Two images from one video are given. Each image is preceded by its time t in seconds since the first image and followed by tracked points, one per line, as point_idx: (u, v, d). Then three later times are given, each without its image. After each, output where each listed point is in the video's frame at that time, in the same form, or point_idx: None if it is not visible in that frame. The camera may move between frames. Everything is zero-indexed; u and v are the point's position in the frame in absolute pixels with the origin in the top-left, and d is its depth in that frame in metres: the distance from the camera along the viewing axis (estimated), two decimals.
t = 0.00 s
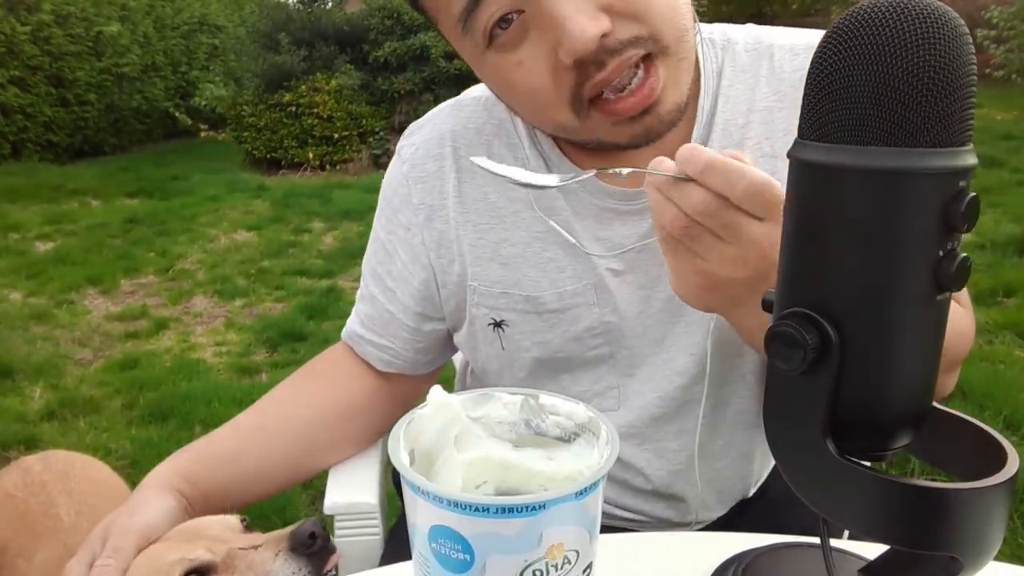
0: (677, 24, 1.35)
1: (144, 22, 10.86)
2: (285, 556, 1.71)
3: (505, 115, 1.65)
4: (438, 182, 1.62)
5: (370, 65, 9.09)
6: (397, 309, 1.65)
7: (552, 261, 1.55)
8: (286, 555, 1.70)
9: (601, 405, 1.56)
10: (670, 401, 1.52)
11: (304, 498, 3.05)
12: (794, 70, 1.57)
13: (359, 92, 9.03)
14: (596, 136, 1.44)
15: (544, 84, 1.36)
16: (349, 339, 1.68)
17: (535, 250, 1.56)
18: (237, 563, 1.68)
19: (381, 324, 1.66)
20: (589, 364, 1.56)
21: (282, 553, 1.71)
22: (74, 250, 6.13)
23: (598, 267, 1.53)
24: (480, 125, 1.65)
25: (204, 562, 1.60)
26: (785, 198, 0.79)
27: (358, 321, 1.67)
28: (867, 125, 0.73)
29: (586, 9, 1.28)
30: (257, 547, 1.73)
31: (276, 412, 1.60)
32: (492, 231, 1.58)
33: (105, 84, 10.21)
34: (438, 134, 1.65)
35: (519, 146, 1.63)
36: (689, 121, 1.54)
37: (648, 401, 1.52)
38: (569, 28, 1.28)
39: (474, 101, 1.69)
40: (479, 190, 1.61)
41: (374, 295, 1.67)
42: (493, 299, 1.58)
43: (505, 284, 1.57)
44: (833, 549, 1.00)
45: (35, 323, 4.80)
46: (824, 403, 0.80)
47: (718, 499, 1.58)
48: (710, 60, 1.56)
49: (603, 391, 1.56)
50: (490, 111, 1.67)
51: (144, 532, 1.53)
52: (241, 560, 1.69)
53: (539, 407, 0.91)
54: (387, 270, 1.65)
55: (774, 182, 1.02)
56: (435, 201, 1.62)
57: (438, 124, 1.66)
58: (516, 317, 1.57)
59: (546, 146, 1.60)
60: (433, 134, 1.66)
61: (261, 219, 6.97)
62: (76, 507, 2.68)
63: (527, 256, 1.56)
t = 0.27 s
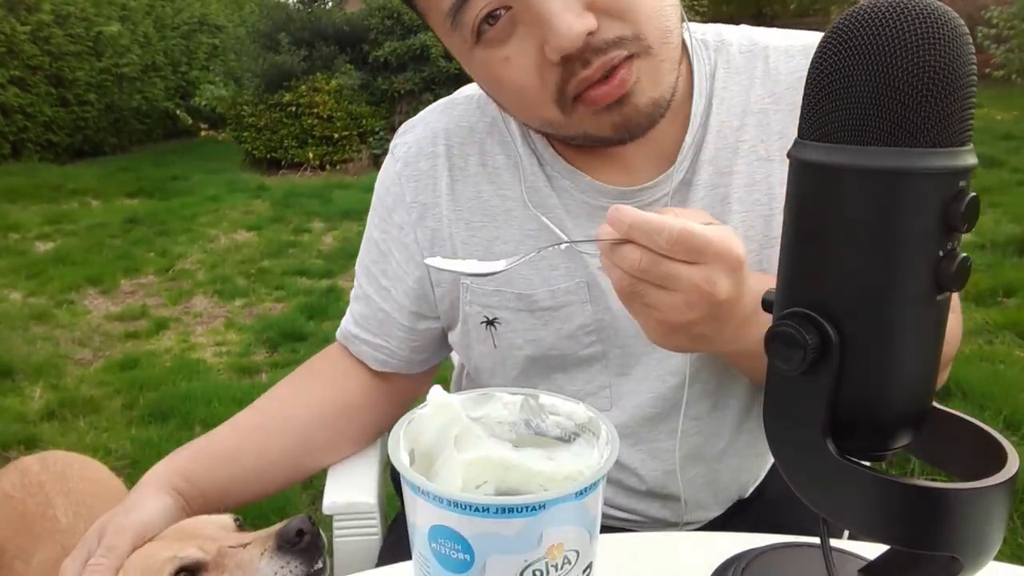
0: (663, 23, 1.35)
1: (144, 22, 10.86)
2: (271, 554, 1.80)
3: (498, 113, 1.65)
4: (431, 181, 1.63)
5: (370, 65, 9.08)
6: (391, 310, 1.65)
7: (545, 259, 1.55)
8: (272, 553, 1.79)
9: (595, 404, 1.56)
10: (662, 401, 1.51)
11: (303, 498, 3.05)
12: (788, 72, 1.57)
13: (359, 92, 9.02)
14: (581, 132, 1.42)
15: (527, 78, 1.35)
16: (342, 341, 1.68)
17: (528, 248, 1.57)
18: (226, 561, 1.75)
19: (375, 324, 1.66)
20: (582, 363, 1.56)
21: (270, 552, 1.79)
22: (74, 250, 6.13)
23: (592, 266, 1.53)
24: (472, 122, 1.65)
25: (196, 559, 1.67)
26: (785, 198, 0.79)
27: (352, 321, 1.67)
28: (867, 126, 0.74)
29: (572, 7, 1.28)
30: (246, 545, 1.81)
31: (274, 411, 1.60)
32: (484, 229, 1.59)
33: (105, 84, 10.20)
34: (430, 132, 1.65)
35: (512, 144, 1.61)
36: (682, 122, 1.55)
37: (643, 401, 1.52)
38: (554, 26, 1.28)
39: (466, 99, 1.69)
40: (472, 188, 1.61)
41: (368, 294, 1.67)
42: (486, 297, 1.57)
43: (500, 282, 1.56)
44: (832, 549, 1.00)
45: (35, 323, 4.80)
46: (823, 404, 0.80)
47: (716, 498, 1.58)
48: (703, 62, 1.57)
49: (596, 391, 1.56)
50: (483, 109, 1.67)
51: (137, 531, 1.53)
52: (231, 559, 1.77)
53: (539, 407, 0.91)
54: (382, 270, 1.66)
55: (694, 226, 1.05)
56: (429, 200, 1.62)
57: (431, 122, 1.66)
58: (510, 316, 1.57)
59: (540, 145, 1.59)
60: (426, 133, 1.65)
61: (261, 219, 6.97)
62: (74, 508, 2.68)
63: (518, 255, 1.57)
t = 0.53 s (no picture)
0: (658, 28, 1.35)
1: (144, 22, 10.86)
2: (272, 548, 1.81)
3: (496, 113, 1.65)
4: (429, 180, 1.63)
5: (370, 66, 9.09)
6: (390, 309, 1.65)
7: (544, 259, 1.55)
8: (274, 548, 1.80)
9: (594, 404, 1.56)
10: (660, 399, 1.51)
11: (303, 498, 3.06)
12: (782, 73, 1.57)
13: (359, 92, 9.03)
14: (573, 136, 1.43)
15: (519, 82, 1.35)
16: (341, 341, 1.68)
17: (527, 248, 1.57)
18: (228, 554, 1.76)
19: (374, 324, 1.65)
20: (580, 363, 1.56)
21: (271, 546, 1.81)
22: (74, 251, 6.13)
23: (588, 267, 1.53)
24: (471, 122, 1.65)
25: (197, 553, 1.68)
26: (785, 198, 0.79)
27: (351, 321, 1.67)
28: (867, 126, 0.74)
29: (563, 13, 1.28)
30: (248, 538, 1.82)
31: (275, 411, 1.60)
32: (484, 229, 1.59)
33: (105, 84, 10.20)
34: (429, 132, 1.65)
35: (510, 144, 1.61)
36: (677, 123, 1.55)
37: (641, 400, 1.52)
38: (546, 33, 1.28)
39: (464, 99, 1.69)
40: (471, 188, 1.61)
41: (367, 294, 1.67)
42: (487, 297, 1.57)
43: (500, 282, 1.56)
44: (832, 549, 1.00)
45: (35, 324, 4.80)
46: (823, 404, 0.80)
47: (715, 496, 1.58)
48: (697, 64, 1.58)
49: (596, 390, 1.56)
50: (481, 109, 1.67)
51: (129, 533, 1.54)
52: (233, 552, 1.78)
53: (539, 407, 0.91)
54: (381, 270, 1.65)
55: (693, 240, 1.04)
56: (427, 200, 1.62)
57: (429, 122, 1.67)
58: (509, 316, 1.57)
59: (537, 145, 1.59)
60: (425, 133, 1.66)
61: (261, 219, 6.98)
62: (73, 509, 2.69)
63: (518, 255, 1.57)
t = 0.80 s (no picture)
0: (659, 32, 1.34)
1: (144, 22, 10.86)
2: (270, 551, 1.80)
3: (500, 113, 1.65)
4: (432, 180, 1.63)
5: (370, 65, 9.09)
6: (392, 308, 1.65)
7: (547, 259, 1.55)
8: (271, 551, 1.79)
9: (596, 404, 1.56)
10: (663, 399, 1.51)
11: (303, 498, 3.05)
12: (787, 73, 1.57)
13: (359, 92, 9.03)
14: (569, 134, 1.43)
15: (518, 76, 1.35)
16: (343, 339, 1.68)
17: (530, 247, 1.57)
18: (225, 556, 1.75)
19: (376, 323, 1.65)
20: (583, 363, 1.56)
21: (269, 549, 1.79)
22: (74, 251, 6.13)
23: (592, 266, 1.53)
24: (474, 122, 1.65)
25: (195, 554, 1.68)
26: (785, 197, 0.79)
27: (353, 320, 1.67)
28: (867, 125, 0.74)
29: (565, 11, 1.28)
30: (245, 541, 1.81)
31: (278, 411, 1.60)
32: (486, 229, 1.59)
33: (105, 84, 10.20)
34: (432, 132, 1.65)
35: (513, 143, 1.61)
36: (682, 123, 1.55)
37: (645, 400, 1.52)
38: (547, 29, 1.28)
39: (467, 98, 1.69)
40: (474, 188, 1.61)
41: (369, 293, 1.66)
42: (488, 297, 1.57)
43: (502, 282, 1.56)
44: (832, 549, 1.00)
45: (35, 324, 4.80)
46: (823, 404, 0.80)
47: (718, 496, 1.58)
48: (702, 64, 1.58)
49: (598, 390, 1.56)
50: (485, 108, 1.67)
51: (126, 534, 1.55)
52: (230, 554, 1.76)
53: (539, 408, 0.91)
54: (382, 269, 1.65)
55: (689, 249, 1.04)
56: (430, 199, 1.62)
57: (432, 122, 1.66)
58: (511, 315, 1.57)
59: (541, 145, 1.59)
60: (428, 132, 1.65)
61: (260, 219, 6.97)
62: (73, 509, 2.68)
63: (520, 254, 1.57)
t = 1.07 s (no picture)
0: (657, 55, 1.34)
1: (144, 22, 10.86)
2: (275, 551, 1.83)
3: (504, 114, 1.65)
4: (435, 181, 1.63)
5: (370, 65, 9.09)
6: (395, 309, 1.65)
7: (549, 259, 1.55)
8: (277, 551, 1.83)
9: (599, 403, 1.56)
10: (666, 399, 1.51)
11: (303, 498, 3.05)
12: (792, 73, 1.57)
13: (359, 92, 9.02)
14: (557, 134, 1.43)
15: (513, 76, 1.35)
16: (346, 338, 1.67)
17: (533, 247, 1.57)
18: (229, 557, 1.79)
19: (380, 323, 1.65)
20: (585, 363, 1.56)
21: (274, 549, 1.83)
22: (74, 251, 6.13)
23: (596, 266, 1.53)
24: (477, 123, 1.65)
25: (200, 555, 1.72)
26: (785, 196, 0.79)
27: (356, 320, 1.67)
28: (867, 125, 0.74)
29: (566, 24, 1.26)
30: (249, 541, 1.85)
31: (279, 410, 1.59)
32: (489, 229, 1.59)
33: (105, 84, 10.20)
34: (435, 133, 1.65)
35: (517, 144, 1.62)
36: (688, 122, 1.55)
37: (647, 399, 1.52)
38: (547, 39, 1.26)
39: (471, 99, 1.69)
40: (477, 188, 1.61)
41: (371, 294, 1.66)
42: (490, 297, 1.57)
43: (504, 282, 1.56)
44: (834, 549, 1.00)
45: (35, 324, 4.80)
46: (824, 404, 0.80)
47: (719, 496, 1.58)
48: (708, 63, 1.58)
49: (599, 390, 1.55)
50: (488, 110, 1.67)
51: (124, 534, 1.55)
52: (234, 555, 1.81)
53: (540, 407, 0.91)
54: (385, 269, 1.65)
55: (721, 232, 1.05)
56: (433, 200, 1.62)
57: (435, 122, 1.67)
58: (513, 315, 1.57)
59: (545, 145, 1.59)
60: (431, 133, 1.66)
61: (260, 219, 6.97)
62: (73, 510, 2.68)
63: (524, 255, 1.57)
